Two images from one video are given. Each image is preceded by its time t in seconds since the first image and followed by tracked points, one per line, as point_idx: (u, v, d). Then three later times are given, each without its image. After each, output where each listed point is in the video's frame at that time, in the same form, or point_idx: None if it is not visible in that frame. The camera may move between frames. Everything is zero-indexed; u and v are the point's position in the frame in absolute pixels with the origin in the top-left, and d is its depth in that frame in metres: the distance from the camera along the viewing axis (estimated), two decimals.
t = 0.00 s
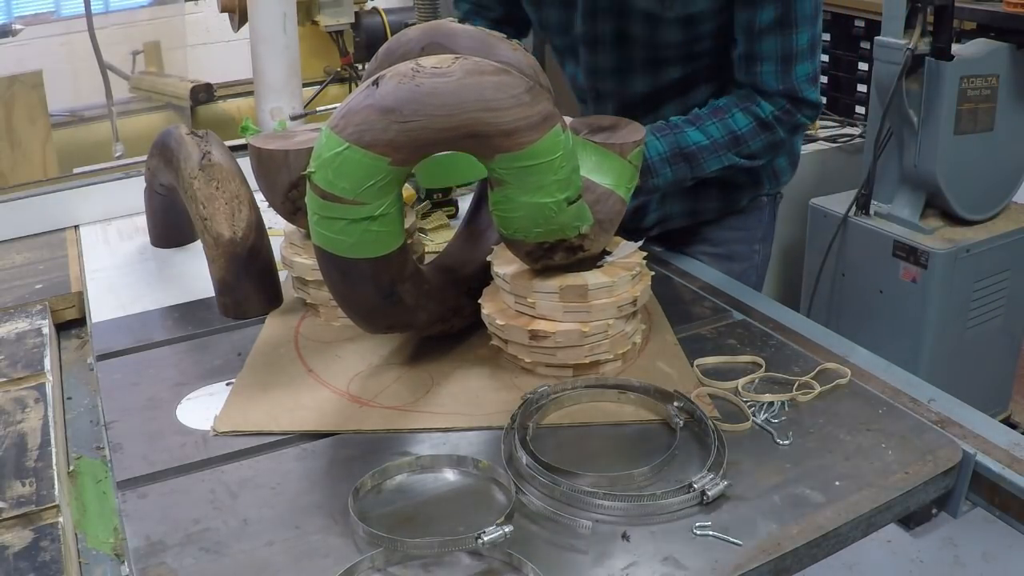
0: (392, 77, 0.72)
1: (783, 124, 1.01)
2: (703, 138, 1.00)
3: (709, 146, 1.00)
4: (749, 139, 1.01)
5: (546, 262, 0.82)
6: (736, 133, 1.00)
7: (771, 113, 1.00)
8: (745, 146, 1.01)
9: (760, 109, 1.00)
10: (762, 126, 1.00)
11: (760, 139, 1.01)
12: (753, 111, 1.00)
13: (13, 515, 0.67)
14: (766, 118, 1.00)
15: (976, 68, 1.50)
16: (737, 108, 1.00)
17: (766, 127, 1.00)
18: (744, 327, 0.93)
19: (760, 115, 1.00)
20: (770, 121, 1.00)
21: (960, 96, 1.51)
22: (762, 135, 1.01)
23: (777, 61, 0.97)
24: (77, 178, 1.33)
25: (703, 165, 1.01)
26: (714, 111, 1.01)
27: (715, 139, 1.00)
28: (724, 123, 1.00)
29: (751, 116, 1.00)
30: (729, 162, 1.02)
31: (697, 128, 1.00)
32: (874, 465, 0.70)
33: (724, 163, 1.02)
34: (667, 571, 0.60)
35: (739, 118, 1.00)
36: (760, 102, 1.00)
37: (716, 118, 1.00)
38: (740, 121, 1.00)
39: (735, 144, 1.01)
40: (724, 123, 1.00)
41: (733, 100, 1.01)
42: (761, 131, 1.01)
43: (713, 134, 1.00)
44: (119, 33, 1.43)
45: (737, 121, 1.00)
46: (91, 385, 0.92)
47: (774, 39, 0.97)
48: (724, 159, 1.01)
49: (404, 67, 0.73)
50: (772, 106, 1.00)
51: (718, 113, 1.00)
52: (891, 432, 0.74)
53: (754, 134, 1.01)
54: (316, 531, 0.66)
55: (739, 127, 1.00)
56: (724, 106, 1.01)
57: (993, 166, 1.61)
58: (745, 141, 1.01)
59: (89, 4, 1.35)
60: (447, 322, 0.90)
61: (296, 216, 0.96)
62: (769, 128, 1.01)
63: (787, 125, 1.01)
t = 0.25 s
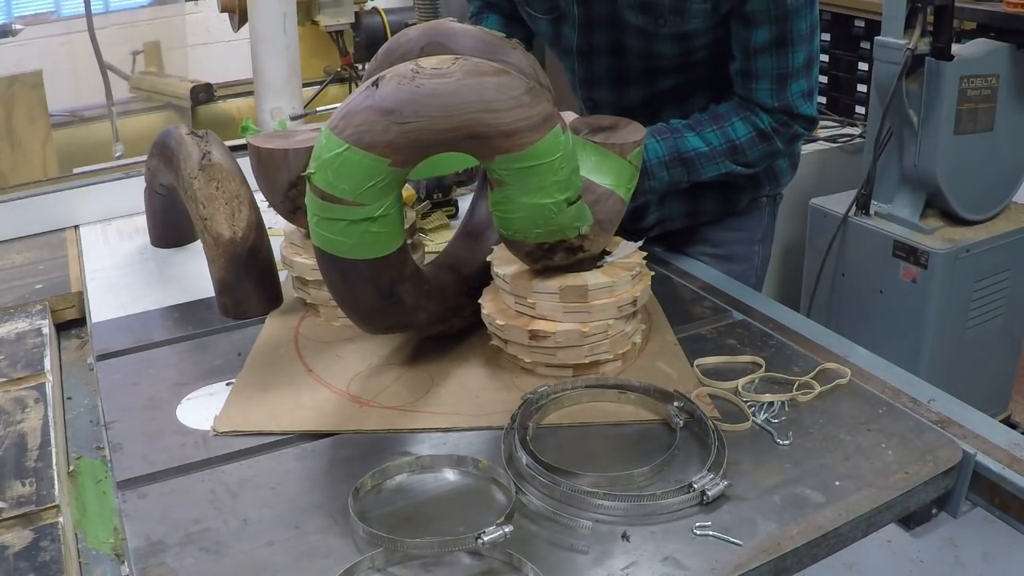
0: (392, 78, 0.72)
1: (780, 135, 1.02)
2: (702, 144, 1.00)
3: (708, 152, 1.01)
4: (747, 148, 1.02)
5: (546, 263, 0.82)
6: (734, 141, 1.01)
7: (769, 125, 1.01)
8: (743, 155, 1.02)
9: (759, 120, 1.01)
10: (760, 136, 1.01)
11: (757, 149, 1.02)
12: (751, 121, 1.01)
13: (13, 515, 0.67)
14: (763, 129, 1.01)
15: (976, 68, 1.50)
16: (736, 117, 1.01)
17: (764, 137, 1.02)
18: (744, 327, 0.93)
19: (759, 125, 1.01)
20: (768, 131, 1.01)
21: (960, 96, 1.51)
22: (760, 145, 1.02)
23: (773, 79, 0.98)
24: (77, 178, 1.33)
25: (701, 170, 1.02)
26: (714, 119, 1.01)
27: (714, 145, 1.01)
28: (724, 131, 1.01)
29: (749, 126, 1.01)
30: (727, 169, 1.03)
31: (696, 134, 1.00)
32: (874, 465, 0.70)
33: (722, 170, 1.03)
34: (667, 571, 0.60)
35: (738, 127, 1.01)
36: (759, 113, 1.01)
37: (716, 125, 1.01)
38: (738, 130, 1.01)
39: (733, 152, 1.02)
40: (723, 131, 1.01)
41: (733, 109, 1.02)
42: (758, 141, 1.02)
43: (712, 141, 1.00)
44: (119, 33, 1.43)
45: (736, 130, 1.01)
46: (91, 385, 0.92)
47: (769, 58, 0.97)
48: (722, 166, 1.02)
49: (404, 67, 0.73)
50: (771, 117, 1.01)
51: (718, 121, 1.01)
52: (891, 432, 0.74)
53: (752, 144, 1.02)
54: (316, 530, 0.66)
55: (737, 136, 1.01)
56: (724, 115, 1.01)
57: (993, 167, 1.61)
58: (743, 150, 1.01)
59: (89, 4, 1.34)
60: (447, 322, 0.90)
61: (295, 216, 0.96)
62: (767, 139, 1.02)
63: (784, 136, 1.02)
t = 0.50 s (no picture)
0: (392, 77, 0.72)
1: (783, 134, 1.02)
2: (704, 143, 1.00)
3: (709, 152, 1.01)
4: (749, 148, 1.02)
5: (546, 262, 0.82)
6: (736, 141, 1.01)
7: (771, 124, 1.01)
8: (745, 154, 1.02)
9: (761, 119, 1.01)
10: (762, 136, 1.01)
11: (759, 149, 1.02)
12: (753, 121, 1.01)
13: (13, 515, 0.67)
14: (765, 128, 1.01)
15: (976, 68, 1.50)
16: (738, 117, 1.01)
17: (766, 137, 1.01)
18: (744, 328, 0.93)
19: (761, 125, 1.01)
20: (770, 131, 1.01)
21: (960, 96, 1.51)
22: (762, 144, 1.02)
23: (774, 79, 0.98)
24: (77, 178, 1.33)
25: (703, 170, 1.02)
26: (716, 119, 1.01)
27: (716, 145, 1.01)
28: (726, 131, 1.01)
29: (751, 125, 1.01)
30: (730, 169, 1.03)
31: (698, 133, 1.00)
32: (874, 465, 0.70)
33: (725, 169, 1.02)
34: (667, 571, 0.60)
35: (739, 127, 1.01)
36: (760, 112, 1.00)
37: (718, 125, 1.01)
38: (740, 129, 1.01)
39: (736, 152, 1.01)
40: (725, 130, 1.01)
41: (734, 109, 1.01)
42: (760, 141, 1.01)
43: (714, 141, 1.00)
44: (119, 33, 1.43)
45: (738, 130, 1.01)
46: (91, 385, 0.92)
47: (771, 58, 0.98)
48: (724, 165, 1.02)
49: (404, 67, 0.73)
50: (773, 117, 1.00)
51: (719, 121, 1.01)
52: (891, 432, 0.74)
53: (754, 143, 1.02)
54: (316, 530, 0.66)
55: (739, 135, 1.01)
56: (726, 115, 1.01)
57: (993, 166, 1.61)
58: (745, 150, 1.01)
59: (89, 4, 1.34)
60: (447, 322, 0.90)
61: (295, 216, 0.96)
62: (769, 138, 1.01)
63: (787, 135, 1.02)
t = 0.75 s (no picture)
0: (392, 77, 0.72)
1: (784, 135, 1.02)
2: (704, 143, 1.00)
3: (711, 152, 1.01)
4: (751, 148, 1.02)
5: (546, 262, 0.82)
6: (738, 141, 1.01)
7: (772, 125, 1.01)
8: (747, 155, 1.02)
9: (762, 120, 1.01)
10: (763, 136, 1.01)
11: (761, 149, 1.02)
12: (754, 121, 1.01)
13: (13, 515, 0.67)
14: (767, 129, 1.01)
15: (976, 68, 1.50)
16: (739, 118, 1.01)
17: (768, 137, 1.01)
18: (744, 328, 0.93)
19: (762, 125, 1.01)
20: (772, 131, 1.01)
21: (960, 96, 1.51)
22: (763, 144, 1.02)
23: (776, 79, 0.98)
24: (77, 178, 1.33)
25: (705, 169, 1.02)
26: (717, 120, 1.02)
27: (717, 144, 1.01)
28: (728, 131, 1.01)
29: (752, 125, 1.01)
30: (732, 168, 1.03)
31: (698, 133, 1.01)
32: (874, 465, 0.70)
33: (727, 168, 1.02)
34: (667, 571, 0.60)
35: (741, 127, 1.01)
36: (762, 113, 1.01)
37: (719, 126, 1.01)
38: (742, 130, 1.01)
39: (738, 152, 1.02)
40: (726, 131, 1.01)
41: (735, 110, 1.02)
42: (762, 140, 1.02)
43: (715, 140, 1.01)
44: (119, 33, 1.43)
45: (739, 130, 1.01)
46: (91, 385, 0.92)
47: (774, 56, 0.97)
48: (726, 164, 1.02)
49: (404, 67, 0.72)
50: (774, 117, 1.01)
51: (720, 121, 1.01)
52: (891, 432, 0.74)
53: (755, 143, 1.02)
54: (316, 530, 0.66)
55: (741, 136, 1.01)
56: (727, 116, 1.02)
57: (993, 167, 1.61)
58: (747, 150, 1.01)
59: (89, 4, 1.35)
60: (447, 322, 0.90)
61: (295, 215, 0.96)
62: (770, 138, 1.02)
63: (788, 136, 1.02)
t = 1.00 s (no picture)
0: (392, 77, 0.72)
1: (800, 120, 0.97)
2: (708, 134, 0.99)
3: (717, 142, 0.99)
4: (761, 136, 0.99)
5: (546, 262, 0.82)
6: (748, 128, 0.98)
7: (786, 109, 0.97)
8: (758, 143, 0.99)
9: (773, 104, 0.97)
10: (776, 119, 0.97)
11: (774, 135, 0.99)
12: (766, 105, 0.98)
13: (13, 515, 0.67)
14: (780, 112, 0.97)
15: (976, 68, 1.50)
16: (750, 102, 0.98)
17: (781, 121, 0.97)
18: (744, 328, 0.93)
19: (774, 108, 0.97)
20: (785, 115, 0.97)
21: (960, 96, 1.50)
22: (775, 130, 0.98)
23: (798, 35, 0.94)
24: (77, 178, 1.33)
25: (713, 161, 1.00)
26: (726, 109, 0.99)
27: (723, 134, 0.99)
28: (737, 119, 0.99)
29: (763, 109, 0.98)
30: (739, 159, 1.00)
31: (703, 124, 0.99)
32: (874, 465, 0.70)
33: (733, 159, 1.00)
34: (667, 571, 0.60)
35: (752, 112, 0.98)
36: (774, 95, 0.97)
37: (727, 113, 0.99)
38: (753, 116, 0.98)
39: (748, 141, 0.99)
40: (734, 119, 0.99)
41: (747, 96, 0.99)
42: (775, 125, 0.98)
43: (720, 131, 0.99)
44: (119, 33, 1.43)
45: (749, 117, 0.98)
46: (91, 385, 0.92)
47: (797, 9, 0.93)
48: (732, 154, 1.00)
49: (404, 66, 0.73)
50: (790, 97, 0.96)
51: (729, 110, 0.99)
52: (891, 432, 0.74)
53: (767, 129, 0.98)
54: (315, 530, 0.66)
55: (750, 123, 0.98)
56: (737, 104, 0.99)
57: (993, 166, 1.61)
58: (757, 138, 0.99)
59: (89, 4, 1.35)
60: (447, 321, 0.90)
61: (295, 215, 0.96)
62: (783, 123, 0.98)
63: (805, 122, 0.97)
